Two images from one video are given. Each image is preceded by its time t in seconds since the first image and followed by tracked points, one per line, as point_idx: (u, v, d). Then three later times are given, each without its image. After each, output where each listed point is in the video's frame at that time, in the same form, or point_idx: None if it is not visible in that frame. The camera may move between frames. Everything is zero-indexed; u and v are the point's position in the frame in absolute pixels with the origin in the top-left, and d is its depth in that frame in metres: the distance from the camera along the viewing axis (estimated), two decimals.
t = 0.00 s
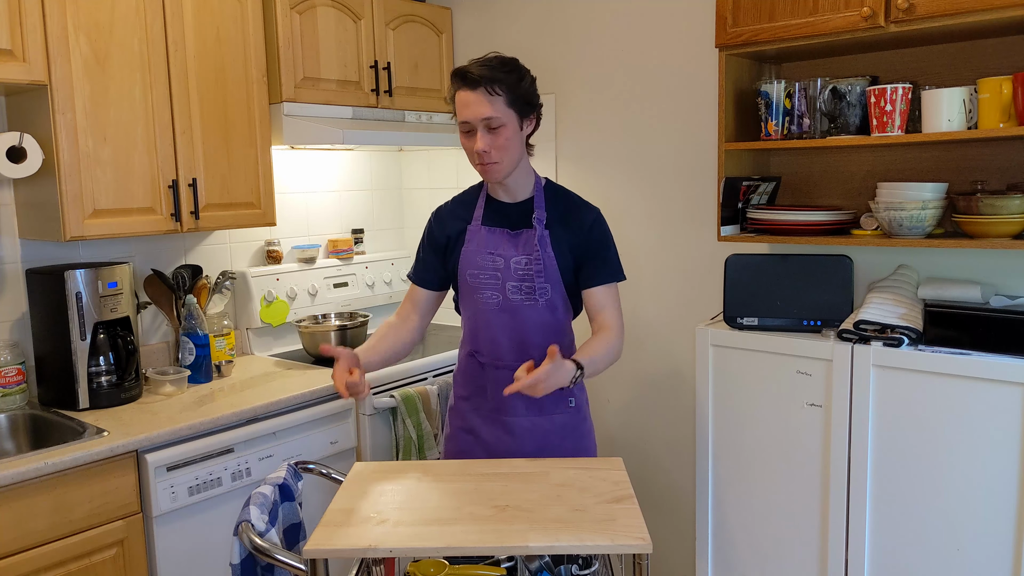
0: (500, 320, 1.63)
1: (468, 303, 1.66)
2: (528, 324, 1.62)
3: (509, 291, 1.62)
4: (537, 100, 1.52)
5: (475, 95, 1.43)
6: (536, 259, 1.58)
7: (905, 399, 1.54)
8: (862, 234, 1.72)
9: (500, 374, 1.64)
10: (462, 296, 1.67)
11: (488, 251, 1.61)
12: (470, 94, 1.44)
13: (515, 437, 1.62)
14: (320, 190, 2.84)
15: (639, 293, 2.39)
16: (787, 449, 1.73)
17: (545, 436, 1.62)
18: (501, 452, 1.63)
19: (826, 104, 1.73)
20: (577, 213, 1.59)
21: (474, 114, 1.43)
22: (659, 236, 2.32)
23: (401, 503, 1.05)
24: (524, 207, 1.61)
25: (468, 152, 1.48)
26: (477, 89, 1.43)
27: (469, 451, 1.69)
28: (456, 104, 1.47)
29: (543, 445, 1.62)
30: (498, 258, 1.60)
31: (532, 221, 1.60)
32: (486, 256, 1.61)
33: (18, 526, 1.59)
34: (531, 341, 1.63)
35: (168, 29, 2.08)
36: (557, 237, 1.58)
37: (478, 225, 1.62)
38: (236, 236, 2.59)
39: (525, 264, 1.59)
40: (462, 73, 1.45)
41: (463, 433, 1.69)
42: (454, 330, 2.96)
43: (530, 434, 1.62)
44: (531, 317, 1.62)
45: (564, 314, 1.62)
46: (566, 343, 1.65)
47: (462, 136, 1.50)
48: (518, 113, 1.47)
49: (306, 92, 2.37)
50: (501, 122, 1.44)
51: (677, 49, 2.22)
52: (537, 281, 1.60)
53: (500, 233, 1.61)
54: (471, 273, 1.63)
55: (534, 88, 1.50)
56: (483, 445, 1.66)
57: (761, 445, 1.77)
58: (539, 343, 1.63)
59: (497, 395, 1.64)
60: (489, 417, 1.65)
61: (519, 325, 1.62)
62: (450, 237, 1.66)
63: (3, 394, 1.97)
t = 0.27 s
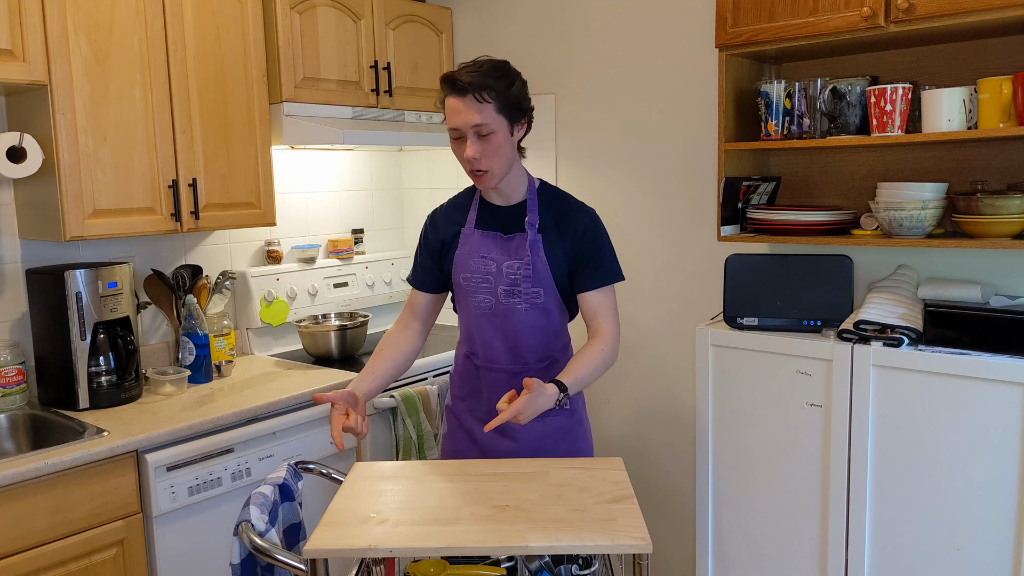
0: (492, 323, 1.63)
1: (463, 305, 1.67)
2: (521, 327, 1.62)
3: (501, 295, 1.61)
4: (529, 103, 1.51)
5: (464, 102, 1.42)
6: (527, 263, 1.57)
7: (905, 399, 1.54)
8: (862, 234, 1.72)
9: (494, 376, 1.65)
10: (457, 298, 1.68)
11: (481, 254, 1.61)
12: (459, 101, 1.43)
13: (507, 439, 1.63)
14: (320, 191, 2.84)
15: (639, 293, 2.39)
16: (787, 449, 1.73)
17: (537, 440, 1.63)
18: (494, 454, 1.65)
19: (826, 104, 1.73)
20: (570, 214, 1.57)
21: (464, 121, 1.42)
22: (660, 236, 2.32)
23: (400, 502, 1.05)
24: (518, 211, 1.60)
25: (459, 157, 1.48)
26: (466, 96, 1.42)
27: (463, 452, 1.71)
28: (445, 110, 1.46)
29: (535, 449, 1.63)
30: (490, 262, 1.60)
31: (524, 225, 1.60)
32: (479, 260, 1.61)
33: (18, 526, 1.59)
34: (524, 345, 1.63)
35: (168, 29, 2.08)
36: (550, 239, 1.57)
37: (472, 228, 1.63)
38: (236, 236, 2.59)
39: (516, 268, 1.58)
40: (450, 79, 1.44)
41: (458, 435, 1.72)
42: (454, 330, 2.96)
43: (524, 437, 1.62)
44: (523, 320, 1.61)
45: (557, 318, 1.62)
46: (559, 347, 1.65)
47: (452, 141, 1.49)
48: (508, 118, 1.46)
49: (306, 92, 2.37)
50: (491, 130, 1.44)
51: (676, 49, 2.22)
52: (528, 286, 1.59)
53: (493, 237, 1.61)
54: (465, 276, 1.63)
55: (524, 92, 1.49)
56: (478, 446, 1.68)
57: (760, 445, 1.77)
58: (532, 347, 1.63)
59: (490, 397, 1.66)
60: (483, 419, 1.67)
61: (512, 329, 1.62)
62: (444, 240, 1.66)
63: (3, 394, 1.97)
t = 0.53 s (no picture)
0: (487, 321, 1.63)
1: (456, 303, 1.66)
2: (515, 325, 1.62)
3: (496, 292, 1.61)
4: (534, 103, 1.53)
5: (477, 85, 1.43)
6: (522, 259, 1.57)
7: (904, 399, 1.55)
8: (861, 234, 1.72)
9: (489, 375, 1.65)
10: (451, 296, 1.67)
11: (475, 251, 1.60)
12: (471, 83, 1.43)
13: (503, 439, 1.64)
14: (321, 191, 2.85)
15: (639, 293, 2.39)
16: (787, 449, 1.73)
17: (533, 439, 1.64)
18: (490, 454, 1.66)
19: (826, 104, 1.73)
20: (564, 214, 1.59)
21: (473, 104, 1.42)
22: (660, 236, 2.32)
23: (400, 502, 1.05)
24: (511, 207, 1.60)
25: (459, 143, 1.47)
26: (480, 81, 1.43)
27: (459, 452, 1.71)
28: (455, 92, 1.46)
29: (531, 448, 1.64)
30: (484, 258, 1.59)
31: (518, 221, 1.59)
32: (473, 256, 1.60)
33: (18, 526, 1.60)
34: (519, 343, 1.63)
35: (168, 29, 2.08)
36: (544, 235, 1.58)
37: (466, 226, 1.62)
38: (236, 236, 2.59)
39: (511, 264, 1.58)
40: (466, 62, 1.45)
41: (453, 435, 1.72)
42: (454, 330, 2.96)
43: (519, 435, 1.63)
44: (518, 318, 1.61)
45: (551, 316, 1.62)
46: (554, 345, 1.65)
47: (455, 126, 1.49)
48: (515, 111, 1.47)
49: (306, 92, 2.37)
50: (497, 118, 1.44)
51: (676, 49, 2.22)
52: (523, 282, 1.59)
53: (486, 234, 1.60)
54: (459, 273, 1.62)
55: (532, 91, 1.52)
56: (474, 446, 1.68)
57: (760, 445, 1.77)
58: (527, 345, 1.63)
59: (485, 397, 1.67)
60: (479, 418, 1.67)
61: (507, 327, 1.62)
62: (439, 238, 1.65)
63: (4, 394, 1.97)
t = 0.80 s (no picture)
0: (487, 317, 1.62)
1: (455, 299, 1.65)
2: (515, 320, 1.61)
3: (497, 287, 1.61)
4: (553, 110, 1.57)
5: (500, 83, 1.47)
6: (524, 254, 1.58)
7: (904, 399, 1.55)
8: (861, 234, 1.73)
9: (487, 372, 1.64)
10: (450, 292, 1.67)
11: (477, 246, 1.61)
12: (496, 79, 1.47)
13: (501, 436, 1.63)
14: (321, 191, 2.85)
15: (639, 293, 2.39)
16: (787, 449, 1.73)
17: (532, 436, 1.63)
18: (487, 453, 1.64)
19: (826, 104, 1.73)
20: (565, 214, 1.60)
21: (492, 100, 1.47)
22: (660, 236, 2.32)
23: (400, 502, 1.06)
24: (515, 205, 1.62)
25: (472, 136, 1.51)
26: (504, 79, 1.47)
27: (455, 452, 1.68)
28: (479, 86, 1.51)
29: (529, 446, 1.63)
30: (487, 253, 1.60)
31: (521, 217, 1.61)
32: (476, 251, 1.61)
33: (18, 526, 1.60)
34: (519, 339, 1.62)
35: (168, 29, 2.08)
36: (546, 234, 1.60)
37: (468, 222, 1.63)
38: (236, 236, 2.59)
39: (513, 259, 1.59)
40: (495, 59, 1.49)
41: (450, 434, 1.69)
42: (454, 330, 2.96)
43: (517, 433, 1.63)
44: (518, 313, 1.61)
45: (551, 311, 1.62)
46: (554, 341, 1.64)
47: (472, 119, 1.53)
48: (530, 113, 1.51)
49: (306, 92, 2.37)
50: (512, 118, 1.48)
51: (676, 49, 2.22)
52: (525, 276, 1.59)
53: (489, 229, 1.62)
54: (461, 268, 1.63)
55: (553, 99, 1.55)
56: (470, 445, 1.66)
57: (760, 445, 1.77)
58: (527, 341, 1.62)
59: (483, 394, 1.65)
60: (476, 417, 1.66)
61: (507, 322, 1.62)
62: (441, 235, 1.66)
63: (3, 394, 1.97)
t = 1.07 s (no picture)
0: (495, 314, 1.63)
1: (464, 295, 1.66)
2: (523, 318, 1.62)
3: (506, 284, 1.61)
4: (566, 109, 1.57)
5: (513, 86, 1.47)
6: (535, 252, 1.58)
7: (904, 399, 1.55)
8: (861, 235, 1.73)
9: (493, 369, 1.64)
10: (459, 289, 1.67)
11: (488, 244, 1.62)
12: (509, 83, 1.47)
13: (505, 434, 1.63)
14: (321, 191, 2.85)
15: (639, 293, 2.39)
16: (787, 450, 1.73)
17: (535, 435, 1.63)
18: (490, 450, 1.64)
19: (826, 104, 1.73)
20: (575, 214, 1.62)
21: (506, 103, 1.47)
22: (660, 236, 2.32)
23: (400, 502, 1.05)
24: (528, 204, 1.63)
25: (487, 139, 1.51)
26: (517, 82, 1.47)
27: (457, 449, 1.69)
28: (491, 89, 1.51)
29: (533, 444, 1.63)
30: (497, 250, 1.61)
31: (532, 216, 1.62)
32: (485, 248, 1.62)
33: (18, 526, 1.60)
34: (526, 337, 1.62)
35: (168, 29, 2.08)
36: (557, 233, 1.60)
37: (480, 219, 1.64)
38: (236, 236, 2.59)
39: (524, 257, 1.59)
40: (507, 61, 1.49)
41: (452, 432, 1.70)
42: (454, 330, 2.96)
43: (520, 431, 1.63)
44: (526, 311, 1.61)
45: (560, 310, 1.62)
46: (561, 340, 1.64)
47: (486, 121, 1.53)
48: (545, 115, 1.51)
49: (306, 92, 2.37)
50: (527, 120, 1.48)
51: (677, 49, 2.22)
52: (535, 275, 1.59)
53: (500, 227, 1.62)
54: (470, 265, 1.63)
55: (566, 98, 1.55)
56: (473, 443, 1.66)
57: (760, 444, 1.78)
58: (534, 339, 1.63)
59: (488, 392, 1.65)
60: (480, 414, 1.66)
61: (515, 320, 1.62)
62: (452, 231, 1.67)
63: (3, 394, 1.97)
